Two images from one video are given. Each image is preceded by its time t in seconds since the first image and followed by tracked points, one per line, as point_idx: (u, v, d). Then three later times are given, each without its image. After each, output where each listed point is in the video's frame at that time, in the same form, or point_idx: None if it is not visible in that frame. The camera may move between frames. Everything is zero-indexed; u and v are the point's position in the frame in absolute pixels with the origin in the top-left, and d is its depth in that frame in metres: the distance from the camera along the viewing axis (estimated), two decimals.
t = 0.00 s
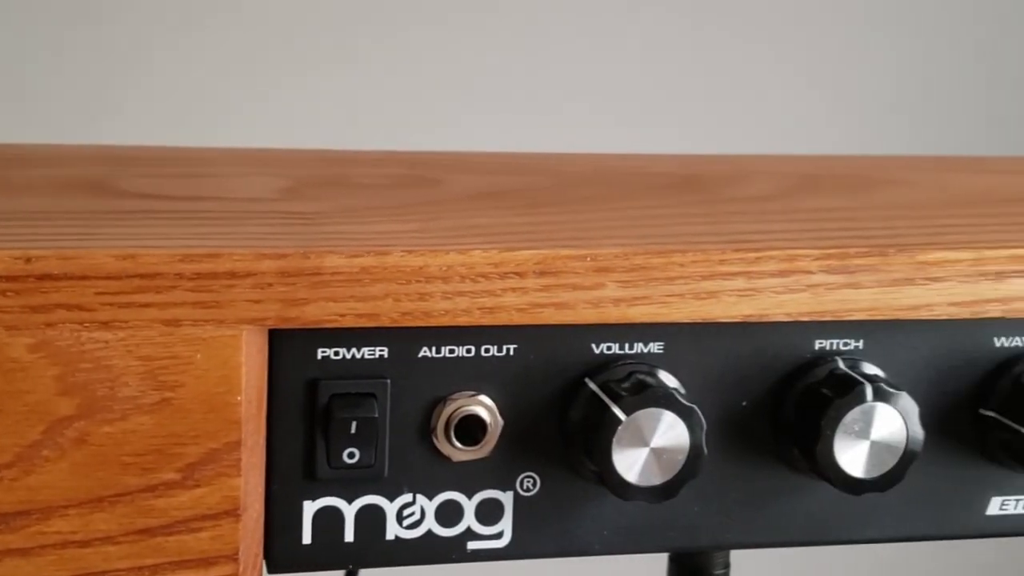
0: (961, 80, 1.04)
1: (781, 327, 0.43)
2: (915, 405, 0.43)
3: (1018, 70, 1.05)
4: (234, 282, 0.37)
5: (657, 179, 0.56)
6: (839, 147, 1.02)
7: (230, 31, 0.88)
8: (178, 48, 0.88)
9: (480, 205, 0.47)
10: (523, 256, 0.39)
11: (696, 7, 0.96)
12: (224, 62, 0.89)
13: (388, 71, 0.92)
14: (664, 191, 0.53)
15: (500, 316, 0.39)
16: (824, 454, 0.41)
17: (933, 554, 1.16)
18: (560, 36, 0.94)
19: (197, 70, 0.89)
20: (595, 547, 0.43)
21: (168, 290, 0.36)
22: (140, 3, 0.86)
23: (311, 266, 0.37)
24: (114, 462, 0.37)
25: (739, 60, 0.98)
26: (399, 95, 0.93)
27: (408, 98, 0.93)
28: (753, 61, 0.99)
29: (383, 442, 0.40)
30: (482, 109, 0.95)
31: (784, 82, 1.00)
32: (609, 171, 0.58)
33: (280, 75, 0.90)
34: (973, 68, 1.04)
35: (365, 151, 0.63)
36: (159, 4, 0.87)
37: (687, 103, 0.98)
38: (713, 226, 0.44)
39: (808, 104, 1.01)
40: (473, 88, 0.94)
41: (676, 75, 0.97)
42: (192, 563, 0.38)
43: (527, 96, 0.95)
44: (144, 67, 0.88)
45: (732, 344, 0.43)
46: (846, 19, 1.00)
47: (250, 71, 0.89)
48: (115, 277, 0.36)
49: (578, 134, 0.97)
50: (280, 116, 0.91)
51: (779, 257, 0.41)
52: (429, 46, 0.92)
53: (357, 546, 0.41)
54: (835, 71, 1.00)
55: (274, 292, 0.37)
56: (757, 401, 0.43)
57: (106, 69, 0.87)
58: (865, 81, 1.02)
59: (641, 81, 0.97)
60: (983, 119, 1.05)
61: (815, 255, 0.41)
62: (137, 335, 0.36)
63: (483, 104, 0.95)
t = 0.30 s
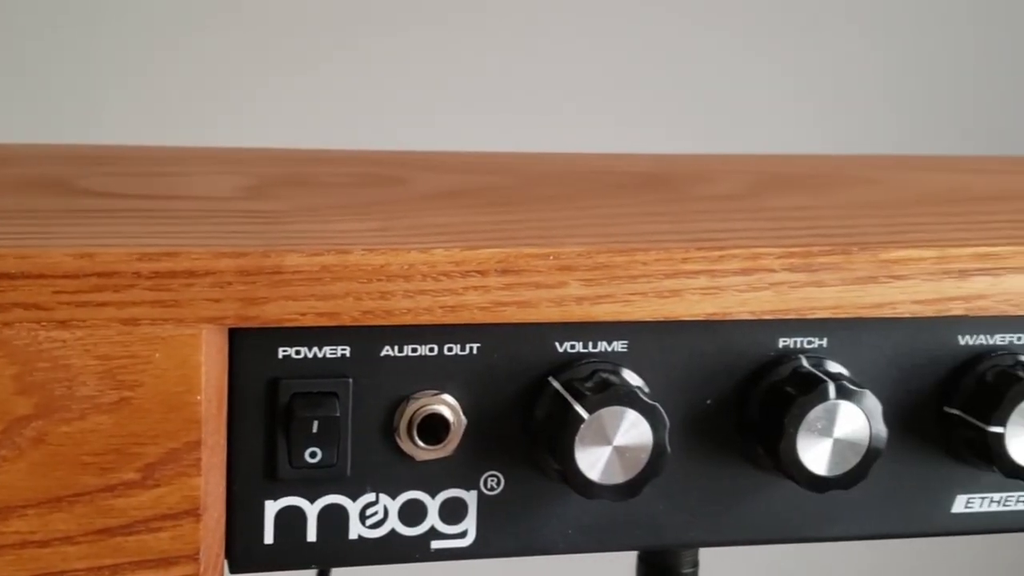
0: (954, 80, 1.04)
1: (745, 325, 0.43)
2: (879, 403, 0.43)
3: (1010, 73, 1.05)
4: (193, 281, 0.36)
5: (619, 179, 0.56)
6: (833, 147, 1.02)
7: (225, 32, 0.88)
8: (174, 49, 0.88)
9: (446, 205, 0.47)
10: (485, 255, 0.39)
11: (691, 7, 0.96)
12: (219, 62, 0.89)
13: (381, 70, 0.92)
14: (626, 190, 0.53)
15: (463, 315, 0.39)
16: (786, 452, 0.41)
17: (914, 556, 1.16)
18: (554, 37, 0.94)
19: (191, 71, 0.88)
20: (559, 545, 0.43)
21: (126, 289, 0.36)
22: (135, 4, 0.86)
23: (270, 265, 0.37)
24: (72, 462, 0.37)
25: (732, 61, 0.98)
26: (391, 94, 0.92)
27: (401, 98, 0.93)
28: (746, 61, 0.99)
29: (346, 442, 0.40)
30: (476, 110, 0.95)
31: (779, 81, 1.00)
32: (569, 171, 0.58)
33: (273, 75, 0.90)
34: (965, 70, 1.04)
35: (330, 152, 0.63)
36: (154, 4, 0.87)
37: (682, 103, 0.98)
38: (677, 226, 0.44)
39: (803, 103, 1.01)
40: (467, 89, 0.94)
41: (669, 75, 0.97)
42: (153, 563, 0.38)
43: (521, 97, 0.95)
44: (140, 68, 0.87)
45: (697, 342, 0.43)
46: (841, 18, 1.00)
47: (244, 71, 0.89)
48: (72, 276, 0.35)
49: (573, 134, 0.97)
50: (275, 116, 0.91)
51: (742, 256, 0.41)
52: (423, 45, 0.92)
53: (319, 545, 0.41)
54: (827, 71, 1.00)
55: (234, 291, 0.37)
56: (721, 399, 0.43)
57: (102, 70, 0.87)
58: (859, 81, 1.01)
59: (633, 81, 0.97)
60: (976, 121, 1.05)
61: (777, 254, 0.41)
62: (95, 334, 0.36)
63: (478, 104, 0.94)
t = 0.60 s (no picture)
0: (926, 79, 1.05)
1: (708, 322, 0.43)
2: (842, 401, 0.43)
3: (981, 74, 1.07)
4: (149, 278, 0.36)
5: (585, 176, 0.56)
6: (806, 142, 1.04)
7: (208, 31, 0.91)
8: (161, 48, 0.90)
9: (411, 201, 0.46)
10: (446, 252, 0.39)
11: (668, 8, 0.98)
12: (202, 58, 0.91)
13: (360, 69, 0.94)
14: (592, 188, 0.53)
15: (423, 312, 0.39)
16: (749, 450, 0.41)
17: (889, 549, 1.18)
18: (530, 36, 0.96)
19: (177, 68, 0.91)
20: (523, 543, 0.42)
21: (82, 286, 0.36)
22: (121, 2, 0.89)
23: (228, 262, 0.37)
24: (28, 461, 0.36)
25: (706, 60, 1.00)
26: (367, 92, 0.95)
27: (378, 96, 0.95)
28: (719, 59, 1.00)
29: (306, 440, 0.40)
30: (452, 108, 0.97)
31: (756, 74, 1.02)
32: (532, 168, 0.58)
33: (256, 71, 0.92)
34: (937, 68, 1.05)
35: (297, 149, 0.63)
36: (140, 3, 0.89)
37: (654, 99, 1.01)
38: (640, 223, 0.44)
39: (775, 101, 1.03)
40: (443, 88, 0.96)
41: (643, 73, 1.00)
42: (111, 563, 0.38)
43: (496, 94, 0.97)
44: (128, 65, 0.90)
45: (660, 339, 0.42)
46: (816, 16, 1.01)
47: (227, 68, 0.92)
48: (27, 274, 0.35)
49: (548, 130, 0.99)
50: (257, 112, 0.93)
51: (704, 253, 0.41)
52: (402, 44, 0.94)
53: (280, 545, 0.40)
54: (802, 69, 1.02)
55: (190, 288, 0.37)
56: (685, 397, 0.43)
57: (93, 67, 0.89)
58: (832, 81, 1.03)
59: (608, 79, 0.99)
60: (947, 119, 1.07)
61: (739, 251, 0.41)
62: (50, 332, 0.36)
63: (454, 102, 0.97)
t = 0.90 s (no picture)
0: (920, 79, 1.05)
1: (671, 319, 0.42)
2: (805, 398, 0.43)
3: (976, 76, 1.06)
4: (102, 275, 0.36)
5: (556, 173, 0.56)
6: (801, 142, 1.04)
7: (202, 28, 0.90)
8: (158, 48, 0.89)
9: (375, 198, 0.46)
10: (405, 248, 0.38)
11: (668, 8, 0.98)
12: (197, 58, 0.90)
13: (353, 69, 0.94)
14: (562, 185, 0.53)
15: (382, 309, 0.39)
16: (712, 447, 0.41)
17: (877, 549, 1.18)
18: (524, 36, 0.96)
19: (172, 69, 0.90)
20: (485, 542, 0.42)
21: (34, 283, 0.35)
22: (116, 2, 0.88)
23: (183, 258, 0.36)
24: None
25: (701, 60, 1.00)
26: (359, 93, 0.94)
27: (370, 97, 0.95)
28: (714, 59, 1.00)
29: (265, 438, 0.39)
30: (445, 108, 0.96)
31: (751, 75, 1.01)
32: (503, 165, 0.58)
33: (251, 71, 0.91)
34: (934, 67, 1.05)
35: (270, 146, 0.63)
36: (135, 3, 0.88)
37: (649, 98, 1.00)
38: (603, 219, 0.43)
39: (770, 101, 1.02)
40: (435, 89, 0.96)
41: (639, 74, 0.99)
42: (66, 562, 0.37)
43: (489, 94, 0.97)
44: (124, 65, 0.89)
45: (623, 336, 0.42)
46: (811, 16, 1.01)
47: (222, 68, 0.91)
48: None
49: (542, 130, 0.99)
50: (251, 112, 0.93)
51: (666, 249, 0.40)
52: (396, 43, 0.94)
53: (239, 544, 0.40)
54: (797, 67, 1.02)
55: (145, 285, 0.36)
56: (648, 394, 0.43)
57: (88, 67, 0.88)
58: (827, 81, 1.03)
59: (603, 79, 0.99)
60: (938, 119, 1.07)
61: (702, 247, 0.40)
62: (3, 329, 0.35)
63: (448, 102, 0.96)
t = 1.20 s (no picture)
0: (923, 77, 1.05)
1: (635, 315, 0.42)
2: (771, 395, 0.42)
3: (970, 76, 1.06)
4: (54, 271, 0.35)
5: (525, 169, 0.55)
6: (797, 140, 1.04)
7: (205, 28, 0.90)
8: (159, 47, 0.89)
9: (339, 193, 0.46)
10: (365, 244, 0.38)
11: (670, 7, 0.98)
12: (197, 57, 0.90)
13: (348, 70, 0.93)
14: (532, 180, 0.52)
15: (342, 305, 0.38)
16: (676, 445, 0.40)
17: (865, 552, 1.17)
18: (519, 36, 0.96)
19: (173, 68, 0.90)
20: (449, 541, 0.42)
21: None
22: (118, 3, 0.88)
23: (137, 254, 0.36)
24: None
25: (702, 60, 1.00)
26: (354, 94, 0.94)
27: (366, 97, 0.94)
28: (712, 59, 1.00)
29: (223, 437, 0.39)
30: (440, 108, 0.96)
31: (749, 73, 1.01)
32: (473, 161, 0.58)
33: (249, 70, 0.91)
34: (935, 65, 1.05)
35: (241, 142, 0.62)
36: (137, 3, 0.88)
37: (649, 97, 1.00)
38: (567, 215, 0.43)
39: (772, 99, 1.02)
40: (429, 89, 0.95)
41: (636, 74, 0.99)
42: (20, 563, 0.36)
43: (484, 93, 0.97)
44: (125, 65, 0.89)
45: (587, 332, 0.42)
46: (812, 15, 1.01)
47: (221, 67, 0.91)
48: None
49: (537, 130, 0.98)
50: (250, 112, 0.92)
51: (630, 244, 0.40)
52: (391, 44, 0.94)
53: (197, 544, 0.39)
54: (801, 65, 1.02)
55: (98, 281, 0.36)
56: (613, 390, 0.43)
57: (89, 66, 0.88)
58: (822, 79, 1.03)
59: (605, 80, 0.98)
60: (940, 118, 1.07)
61: (666, 243, 0.40)
62: None
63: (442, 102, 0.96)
